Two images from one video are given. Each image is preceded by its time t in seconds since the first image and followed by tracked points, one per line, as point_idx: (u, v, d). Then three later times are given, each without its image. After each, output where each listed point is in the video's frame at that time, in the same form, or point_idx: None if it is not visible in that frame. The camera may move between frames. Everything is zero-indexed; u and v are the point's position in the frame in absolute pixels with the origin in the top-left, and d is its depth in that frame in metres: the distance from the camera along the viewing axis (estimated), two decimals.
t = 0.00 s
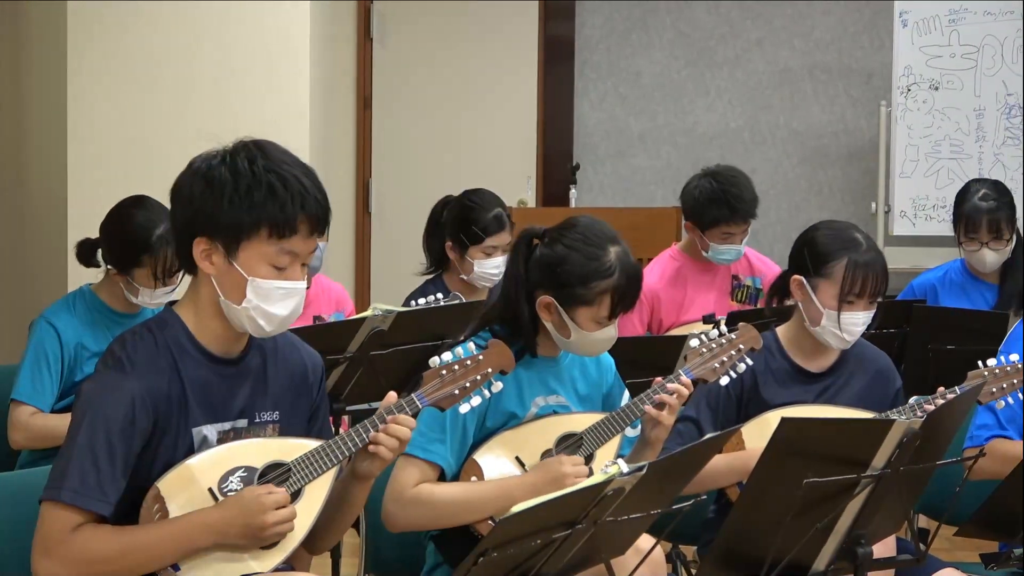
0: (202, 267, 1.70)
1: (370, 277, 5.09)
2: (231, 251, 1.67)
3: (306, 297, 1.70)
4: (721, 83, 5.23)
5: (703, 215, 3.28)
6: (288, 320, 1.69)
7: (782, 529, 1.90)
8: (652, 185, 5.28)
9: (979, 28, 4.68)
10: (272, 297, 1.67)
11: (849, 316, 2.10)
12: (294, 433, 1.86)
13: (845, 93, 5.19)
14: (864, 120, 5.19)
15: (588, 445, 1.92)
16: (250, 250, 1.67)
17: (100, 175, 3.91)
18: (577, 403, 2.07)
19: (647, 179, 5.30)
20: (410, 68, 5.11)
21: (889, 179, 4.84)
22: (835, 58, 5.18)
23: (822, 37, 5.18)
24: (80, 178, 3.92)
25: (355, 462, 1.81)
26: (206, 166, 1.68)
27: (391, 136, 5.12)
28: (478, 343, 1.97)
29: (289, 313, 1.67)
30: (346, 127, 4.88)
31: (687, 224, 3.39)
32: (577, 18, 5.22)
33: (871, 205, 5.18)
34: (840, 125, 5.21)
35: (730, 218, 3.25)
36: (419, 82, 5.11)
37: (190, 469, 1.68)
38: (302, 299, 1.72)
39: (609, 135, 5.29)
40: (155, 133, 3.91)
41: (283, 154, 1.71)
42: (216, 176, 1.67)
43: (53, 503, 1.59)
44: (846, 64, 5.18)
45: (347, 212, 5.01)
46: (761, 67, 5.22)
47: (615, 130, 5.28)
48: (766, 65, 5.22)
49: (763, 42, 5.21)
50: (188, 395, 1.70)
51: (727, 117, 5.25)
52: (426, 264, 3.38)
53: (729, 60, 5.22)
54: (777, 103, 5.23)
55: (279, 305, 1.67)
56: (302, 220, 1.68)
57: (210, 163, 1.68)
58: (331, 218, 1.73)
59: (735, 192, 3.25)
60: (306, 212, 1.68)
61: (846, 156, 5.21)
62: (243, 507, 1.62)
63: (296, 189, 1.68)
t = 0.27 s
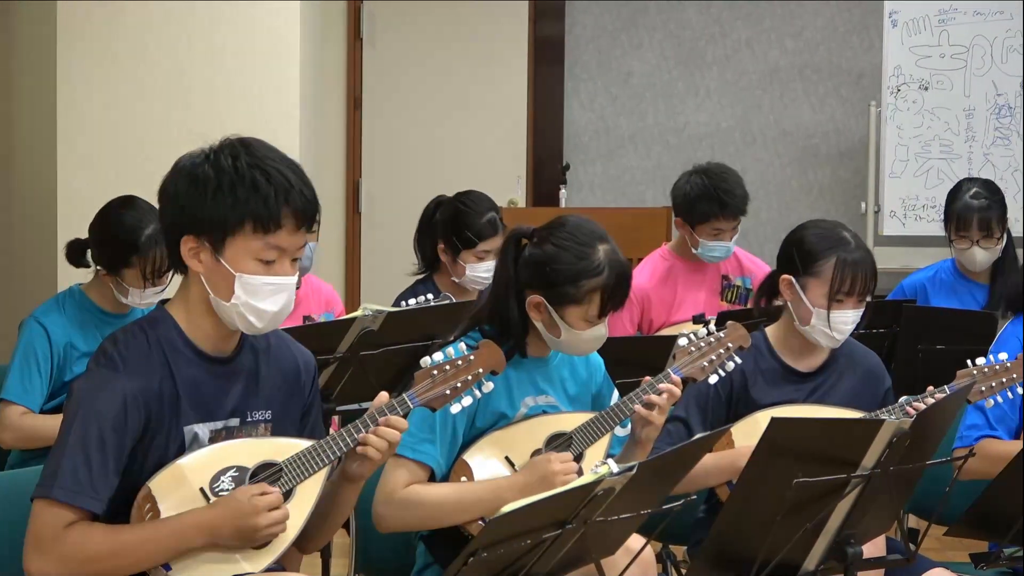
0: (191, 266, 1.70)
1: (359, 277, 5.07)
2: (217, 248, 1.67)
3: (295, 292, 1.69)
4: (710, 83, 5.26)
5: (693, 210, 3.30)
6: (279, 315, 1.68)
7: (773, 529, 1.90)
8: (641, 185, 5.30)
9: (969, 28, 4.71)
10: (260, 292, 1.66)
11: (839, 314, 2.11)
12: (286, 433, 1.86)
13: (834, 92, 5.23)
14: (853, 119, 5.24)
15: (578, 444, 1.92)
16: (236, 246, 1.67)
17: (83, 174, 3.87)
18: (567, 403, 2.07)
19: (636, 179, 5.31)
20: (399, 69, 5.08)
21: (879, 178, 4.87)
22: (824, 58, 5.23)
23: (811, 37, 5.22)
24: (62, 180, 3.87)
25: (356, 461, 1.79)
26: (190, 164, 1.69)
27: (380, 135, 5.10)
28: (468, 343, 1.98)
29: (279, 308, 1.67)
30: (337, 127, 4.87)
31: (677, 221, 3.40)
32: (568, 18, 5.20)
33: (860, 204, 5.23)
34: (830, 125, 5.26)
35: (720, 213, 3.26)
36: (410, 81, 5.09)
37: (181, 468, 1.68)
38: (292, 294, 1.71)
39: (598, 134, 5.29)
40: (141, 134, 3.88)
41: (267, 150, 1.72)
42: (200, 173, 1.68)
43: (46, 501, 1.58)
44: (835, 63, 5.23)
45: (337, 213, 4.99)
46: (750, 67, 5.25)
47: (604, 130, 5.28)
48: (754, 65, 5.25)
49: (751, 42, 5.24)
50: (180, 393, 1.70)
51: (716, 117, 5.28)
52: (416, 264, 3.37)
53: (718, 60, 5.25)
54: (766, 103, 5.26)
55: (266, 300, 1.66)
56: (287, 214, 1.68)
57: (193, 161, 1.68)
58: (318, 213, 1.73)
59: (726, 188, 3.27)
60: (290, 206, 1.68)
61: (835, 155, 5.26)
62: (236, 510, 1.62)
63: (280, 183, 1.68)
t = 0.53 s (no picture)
0: (183, 267, 1.70)
1: (351, 277, 5.07)
2: (209, 250, 1.67)
3: (287, 295, 1.69)
4: (702, 84, 5.26)
5: (687, 210, 3.30)
6: (270, 318, 1.68)
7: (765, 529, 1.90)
8: (633, 185, 5.29)
9: (960, 28, 4.71)
10: (252, 295, 1.66)
11: (832, 314, 2.11)
12: (278, 434, 1.86)
13: (826, 92, 5.24)
14: (845, 119, 5.25)
15: (570, 443, 1.93)
16: (227, 248, 1.67)
17: (71, 174, 3.86)
18: (558, 402, 2.07)
19: (628, 179, 5.31)
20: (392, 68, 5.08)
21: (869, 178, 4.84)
22: (815, 58, 5.23)
23: (803, 37, 5.23)
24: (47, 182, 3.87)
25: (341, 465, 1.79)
26: (182, 166, 1.69)
27: (372, 134, 5.09)
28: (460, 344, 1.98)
29: (270, 312, 1.67)
30: (328, 127, 4.87)
31: (669, 221, 3.40)
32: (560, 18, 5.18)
33: (852, 205, 5.24)
34: (821, 125, 5.26)
35: (713, 214, 3.27)
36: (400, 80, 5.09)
37: (172, 469, 1.68)
38: (284, 297, 1.71)
39: (590, 135, 5.26)
40: (127, 136, 3.88)
41: (259, 152, 1.71)
42: (192, 175, 1.68)
43: (37, 502, 1.58)
44: (827, 63, 5.23)
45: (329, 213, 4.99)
46: (742, 67, 5.25)
47: (596, 130, 5.26)
48: (746, 65, 5.25)
49: (743, 42, 5.24)
50: (172, 394, 1.70)
51: (708, 117, 5.27)
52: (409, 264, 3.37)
53: (710, 60, 5.25)
54: (758, 103, 5.26)
55: (258, 303, 1.66)
56: (278, 217, 1.68)
57: (186, 163, 1.68)
58: (311, 215, 1.72)
59: (719, 187, 3.28)
60: (282, 208, 1.67)
61: (827, 155, 5.27)
62: (228, 515, 1.62)
63: (272, 186, 1.68)
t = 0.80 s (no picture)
0: (176, 268, 1.70)
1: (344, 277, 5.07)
2: (202, 251, 1.67)
3: (280, 296, 1.68)
4: (694, 84, 5.26)
5: (684, 213, 3.29)
6: (264, 320, 1.68)
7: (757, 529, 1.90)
8: (626, 185, 5.30)
9: (952, 28, 4.72)
10: (245, 296, 1.66)
11: (825, 315, 2.12)
12: (271, 436, 1.86)
13: (818, 92, 5.24)
14: (837, 120, 5.24)
15: (564, 444, 1.93)
16: (221, 249, 1.67)
17: (61, 174, 3.87)
18: (551, 403, 2.07)
19: (621, 179, 5.31)
20: (384, 68, 5.07)
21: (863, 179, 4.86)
22: (808, 58, 5.23)
23: (796, 38, 5.22)
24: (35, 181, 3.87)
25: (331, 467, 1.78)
26: (175, 166, 1.68)
27: (365, 135, 5.09)
28: (452, 345, 1.97)
29: (263, 313, 1.66)
30: (320, 127, 4.86)
31: (663, 224, 3.40)
32: (552, 18, 5.21)
33: (844, 205, 5.24)
34: (814, 125, 5.26)
35: (710, 217, 3.27)
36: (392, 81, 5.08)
37: (164, 470, 1.67)
38: (278, 298, 1.70)
39: (583, 135, 5.29)
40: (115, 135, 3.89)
41: (252, 153, 1.71)
42: (185, 176, 1.67)
43: (28, 503, 1.58)
44: (819, 63, 5.23)
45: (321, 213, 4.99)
46: (734, 67, 5.25)
47: (589, 130, 5.29)
48: (738, 65, 5.25)
49: (736, 42, 5.24)
50: (165, 396, 1.70)
51: (701, 118, 5.27)
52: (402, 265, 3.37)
53: (702, 60, 5.25)
54: (751, 103, 5.26)
55: (251, 304, 1.66)
56: (272, 217, 1.67)
57: (179, 163, 1.68)
58: (305, 216, 1.72)
59: (714, 190, 3.28)
60: (276, 209, 1.67)
61: (820, 155, 5.26)
62: (220, 518, 1.62)
63: (265, 187, 1.67)
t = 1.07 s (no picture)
0: (171, 270, 1.69)
1: (337, 278, 5.06)
2: (199, 253, 1.66)
3: (276, 297, 1.68)
4: (687, 84, 5.26)
5: (677, 218, 3.28)
6: (259, 321, 1.68)
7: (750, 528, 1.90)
8: (619, 185, 5.30)
9: (945, 28, 4.72)
10: (242, 298, 1.66)
11: (816, 318, 2.11)
12: (262, 436, 1.86)
13: (811, 92, 5.24)
14: (830, 119, 5.24)
15: (556, 445, 1.92)
16: (217, 251, 1.66)
17: (52, 175, 3.87)
18: (544, 402, 2.07)
19: (614, 179, 5.32)
20: (377, 68, 5.07)
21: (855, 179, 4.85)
22: (801, 58, 5.23)
23: (788, 37, 5.23)
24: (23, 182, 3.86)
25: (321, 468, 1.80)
26: (170, 168, 1.68)
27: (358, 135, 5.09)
28: (444, 345, 1.98)
29: (259, 314, 1.67)
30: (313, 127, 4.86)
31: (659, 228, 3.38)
32: (545, 18, 5.21)
33: (836, 205, 5.25)
34: (806, 125, 5.26)
35: (704, 221, 3.26)
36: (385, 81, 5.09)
37: (156, 471, 1.67)
38: (273, 300, 1.70)
39: (576, 135, 5.30)
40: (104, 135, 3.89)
41: (247, 154, 1.71)
42: (181, 177, 1.67)
43: (20, 505, 1.58)
44: (812, 63, 5.23)
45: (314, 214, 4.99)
46: (726, 67, 5.25)
47: (582, 130, 5.29)
48: (731, 65, 5.25)
49: (728, 43, 5.24)
50: (156, 396, 1.70)
51: (694, 118, 5.28)
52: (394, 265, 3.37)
53: (695, 60, 5.25)
54: (744, 103, 5.26)
55: (247, 306, 1.66)
56: (268, 219, 1.67)
57: (174, 165, 1.67)
58: (299, 217, 1.72)
59: (710, 195, 3.26)
60: (272, 211, 1.67)
61: (813, 155, 5.26)
62: (209, 516, 1.61)
63: (262, 189, 1.67)
